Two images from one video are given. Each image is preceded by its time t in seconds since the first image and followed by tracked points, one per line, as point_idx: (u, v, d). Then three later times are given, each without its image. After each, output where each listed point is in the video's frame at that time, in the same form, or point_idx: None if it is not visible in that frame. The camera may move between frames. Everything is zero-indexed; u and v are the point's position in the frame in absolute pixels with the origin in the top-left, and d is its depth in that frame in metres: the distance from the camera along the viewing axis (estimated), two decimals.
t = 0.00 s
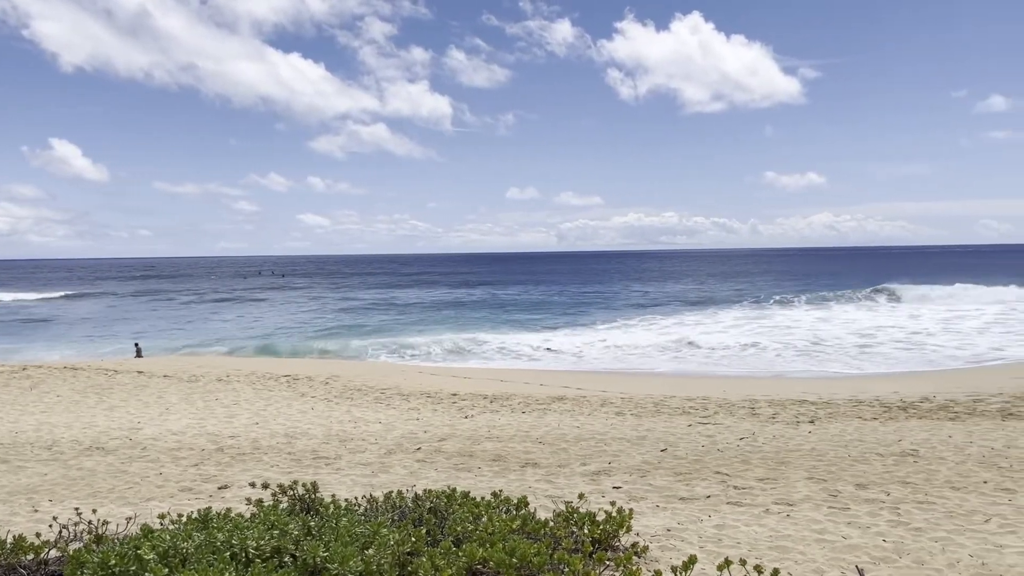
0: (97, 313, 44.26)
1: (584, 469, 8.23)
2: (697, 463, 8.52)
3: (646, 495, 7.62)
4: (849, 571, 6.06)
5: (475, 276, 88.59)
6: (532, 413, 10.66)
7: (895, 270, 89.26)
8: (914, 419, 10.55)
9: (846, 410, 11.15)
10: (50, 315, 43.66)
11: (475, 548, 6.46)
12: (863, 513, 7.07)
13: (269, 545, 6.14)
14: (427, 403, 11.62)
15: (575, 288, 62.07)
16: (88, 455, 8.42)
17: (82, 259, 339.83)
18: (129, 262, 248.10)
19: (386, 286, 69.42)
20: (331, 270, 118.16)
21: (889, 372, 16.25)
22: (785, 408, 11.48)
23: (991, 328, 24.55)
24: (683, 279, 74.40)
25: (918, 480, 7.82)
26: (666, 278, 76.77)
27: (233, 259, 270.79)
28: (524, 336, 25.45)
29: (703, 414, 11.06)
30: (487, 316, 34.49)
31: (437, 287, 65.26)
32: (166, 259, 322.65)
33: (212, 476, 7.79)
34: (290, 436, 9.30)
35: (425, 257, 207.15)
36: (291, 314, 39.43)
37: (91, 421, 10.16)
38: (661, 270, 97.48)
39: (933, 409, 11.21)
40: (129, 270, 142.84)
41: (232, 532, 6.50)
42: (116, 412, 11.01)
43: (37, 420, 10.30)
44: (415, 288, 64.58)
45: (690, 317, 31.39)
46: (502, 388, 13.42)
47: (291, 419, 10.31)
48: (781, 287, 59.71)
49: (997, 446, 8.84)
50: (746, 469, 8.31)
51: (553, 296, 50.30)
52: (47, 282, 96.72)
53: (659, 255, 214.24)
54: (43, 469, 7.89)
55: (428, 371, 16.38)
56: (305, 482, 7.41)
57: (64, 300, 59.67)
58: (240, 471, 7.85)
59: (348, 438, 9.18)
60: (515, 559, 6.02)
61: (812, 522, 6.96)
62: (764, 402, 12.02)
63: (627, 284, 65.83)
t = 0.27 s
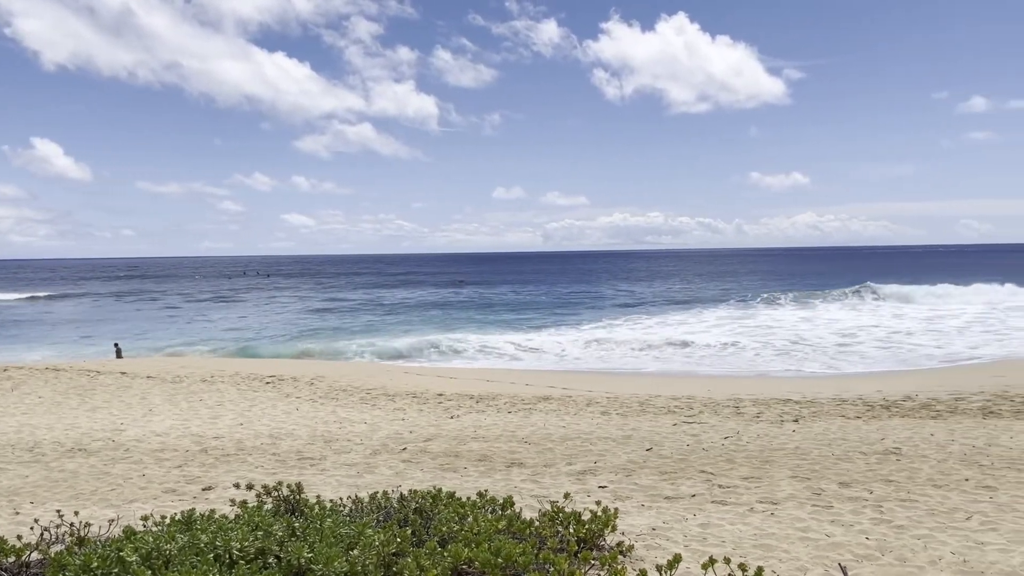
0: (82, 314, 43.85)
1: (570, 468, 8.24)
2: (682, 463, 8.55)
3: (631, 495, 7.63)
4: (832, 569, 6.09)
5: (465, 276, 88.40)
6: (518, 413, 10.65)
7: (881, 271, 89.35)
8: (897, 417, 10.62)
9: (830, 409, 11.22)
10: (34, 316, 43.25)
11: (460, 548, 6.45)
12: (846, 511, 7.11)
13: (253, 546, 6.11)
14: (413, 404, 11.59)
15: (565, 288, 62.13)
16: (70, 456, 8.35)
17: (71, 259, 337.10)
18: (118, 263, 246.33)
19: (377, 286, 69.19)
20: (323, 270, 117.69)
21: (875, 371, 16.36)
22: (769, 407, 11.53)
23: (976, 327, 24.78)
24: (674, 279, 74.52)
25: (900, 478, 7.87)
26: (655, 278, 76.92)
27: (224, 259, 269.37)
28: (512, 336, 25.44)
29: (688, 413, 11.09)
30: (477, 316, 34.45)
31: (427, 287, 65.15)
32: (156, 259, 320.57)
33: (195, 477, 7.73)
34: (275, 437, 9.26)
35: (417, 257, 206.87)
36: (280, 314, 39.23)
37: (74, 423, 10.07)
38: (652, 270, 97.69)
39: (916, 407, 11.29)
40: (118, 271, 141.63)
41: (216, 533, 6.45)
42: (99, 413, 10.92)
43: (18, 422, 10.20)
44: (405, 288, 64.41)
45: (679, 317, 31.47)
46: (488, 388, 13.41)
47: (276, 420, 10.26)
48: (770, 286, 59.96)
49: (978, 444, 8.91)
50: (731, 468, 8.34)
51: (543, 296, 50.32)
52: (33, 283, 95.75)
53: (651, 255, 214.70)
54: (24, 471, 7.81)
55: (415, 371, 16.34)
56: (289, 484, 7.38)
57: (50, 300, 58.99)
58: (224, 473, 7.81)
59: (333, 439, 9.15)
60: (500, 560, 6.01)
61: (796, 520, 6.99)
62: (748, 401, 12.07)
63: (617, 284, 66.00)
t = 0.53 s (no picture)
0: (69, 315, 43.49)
1: (555, 468, 8.24)
2: (667, 462, 8.56)
3: (616, 494, 7.63)
4: (815, 567, 6.12)
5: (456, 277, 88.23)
6: (503, 413, 10.64)
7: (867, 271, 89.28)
8: (880, 416, 10.68)
9: (814, 408, 11.28)
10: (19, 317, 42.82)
11: (445, 548, 6.43)
12: (830, 510, 7.14)
13: (236, 547, 6.07)
14: (398, 404, 11.56)
15: (555, 288, 62.21)
16: (51, 458, 8.28)
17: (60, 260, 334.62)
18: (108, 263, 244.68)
19: (367, 286, 68.98)
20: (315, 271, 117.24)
21: (862, 370, 16.44)
22: (753, 406, 11.58)
23: (961, 327, 24.99)
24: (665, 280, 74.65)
25: (883, 476, 7.91)
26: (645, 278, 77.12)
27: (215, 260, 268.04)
28: (500, 336, 25.42)
29: (673, 413, 11.12)
30: (467, 316, 34.40)
31: (417, 287, 65.07)
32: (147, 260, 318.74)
33: (179, 479, 7.68)
34: (259, 438, 9.22)
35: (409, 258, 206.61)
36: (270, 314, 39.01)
37: (55, 424, 9.98)
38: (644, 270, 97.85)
39: (898, 406, 11.36)
40: (107, 271, 140.58)
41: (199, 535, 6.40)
42: (82, 414, 10.83)
43: None
44: (396, 288, 64.23)
45: (668, 316, 31.54)
46: (475, 388, 13.38)
47: (260, 421, 10.21)
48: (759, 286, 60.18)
49: (960, 442, 8.97)
50: (715, 467, 8.36)
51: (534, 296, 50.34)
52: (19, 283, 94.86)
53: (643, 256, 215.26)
54: (4, 473, 7.74)
55: (402, 371, 16.29)
56: (273, 484, 7.35)
57: (34, 301, 58.34)
58: (208, 474, 7.76)
59: (318, 439, 9.12)
60: (485, 560, 6.00)
61: (780, 518, 7.01)
62: (733, 400, 12.12)
63: (606, 284, 66.12)
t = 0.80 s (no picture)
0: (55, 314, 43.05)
1: (541, 467, 8.23)
2: (653, 461, 8.57)
3: (602, 493, 7.63)
4: (800, 565, 6.15)
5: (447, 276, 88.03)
6: (490, 413, 10.63)
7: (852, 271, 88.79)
8: (864, 414, 10.74)
9: (799, 407, 11.33)
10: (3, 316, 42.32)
11: (431, 548, 6.42)
12: (814, 508, 7.17)
13: (220, 548, 6.02)
14: (384, 404, 11.53)
15: (545, 287, 62.24)
16: (32, 459, 8.20)
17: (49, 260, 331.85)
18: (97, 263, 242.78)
19: (357, 285, 68.74)
20: (307, 271, 116.74)
21: (848, 369, 16.53)
22: (738, 405, 11.62)
23: (946, 326, 25.22)
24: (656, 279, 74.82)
25: (867, 474, 7.96)
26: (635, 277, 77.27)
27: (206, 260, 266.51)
28: (489, 335, 25.39)
29: (659, 412, 11.14)
30: (458, 315, 34.35)
31: (408, 287, 64.90)
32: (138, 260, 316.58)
33: (163, 480, 7.63)
34: (244, 438, 9.17)
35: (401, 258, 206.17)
36: (259, 314, 38.78)
37: (37, 425, 9.88)
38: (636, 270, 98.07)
39: (882, 405, 11.43)
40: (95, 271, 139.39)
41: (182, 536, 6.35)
42: (64, 414, 10.73)
43: None
44: (386, 287, 64.05)
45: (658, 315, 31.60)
46: (461, 388, 13.36)
47: (245, 421, 10.16)
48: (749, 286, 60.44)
49: (943, 440, 9.04)
50: (701, 465, 8.38)
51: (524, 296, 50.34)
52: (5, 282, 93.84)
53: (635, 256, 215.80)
54: None
55: (389, 371, 16.25)
56: (258, 485, 7.31)
57: (19, 300, 57.65)
58: (192, 474, 7.71)
59: (303, 439, 9.08)
60: (471, 559, 5.99)
61: (765, 517, 7.04)
62: (718, 399, 12.15)
63: (597, 284, 66.18)
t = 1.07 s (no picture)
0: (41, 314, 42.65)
1: (528, 466, 8.23)
2: (639, 460, 8.58)
3: (588, 492, 7.64)
4: (785, 563, 6.17)
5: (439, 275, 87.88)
6: (476, 412, 10.62)
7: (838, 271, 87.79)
8: (848, 413, 10.81)
9: (784, 406, 11.38)
10: None
11: (416, 547, 6.41)
12: (799, 506, 7.21)
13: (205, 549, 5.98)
14: (370, 403, 11.50)
15: (536, 286, 62.28)
16: (14, 460, 8.12)
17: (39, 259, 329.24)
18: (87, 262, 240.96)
19: (348, 284, 68.53)
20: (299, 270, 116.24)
21: (835, 367, 16.63)
22: (724, 404, 11.66)
23: (933, 325, 25.44)
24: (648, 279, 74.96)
25: (851, 472, 8.00)
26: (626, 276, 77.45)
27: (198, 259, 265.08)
28: (478, 335, 25.36)
29: (645, 410, 11.17)
30: (448, 315, 34.28)
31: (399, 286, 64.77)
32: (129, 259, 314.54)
33: (147, 480, 7.58)
34: (229, 438, 9.12)
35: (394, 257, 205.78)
36: (249, 313, 38.54)
37: (20, 426, 9.79)
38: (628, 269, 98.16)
39: (866, 403, 11.50)
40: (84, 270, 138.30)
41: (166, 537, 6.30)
42: (47, 414, 10.64)
43: None
44: (377, 286, 63.84)
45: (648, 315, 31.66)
46: (448, 387, 13.35)
47: (230, 421, 10.11)
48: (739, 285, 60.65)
49: (926, 438, 9.11)
50: (687, 464, 8.40)
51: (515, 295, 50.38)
52: None
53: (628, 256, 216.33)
54: None
55: (377, 370, 16.22)
56: (243, 485, 7.27)
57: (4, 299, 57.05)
58: (176, 475, 7.67)
59: (289, 439, 9.04)
60: (456, 559, 5.99)
61: (750, 515, 7.07)
62: (704, 398, 12.19)
63: (588, 283, 66.26)
